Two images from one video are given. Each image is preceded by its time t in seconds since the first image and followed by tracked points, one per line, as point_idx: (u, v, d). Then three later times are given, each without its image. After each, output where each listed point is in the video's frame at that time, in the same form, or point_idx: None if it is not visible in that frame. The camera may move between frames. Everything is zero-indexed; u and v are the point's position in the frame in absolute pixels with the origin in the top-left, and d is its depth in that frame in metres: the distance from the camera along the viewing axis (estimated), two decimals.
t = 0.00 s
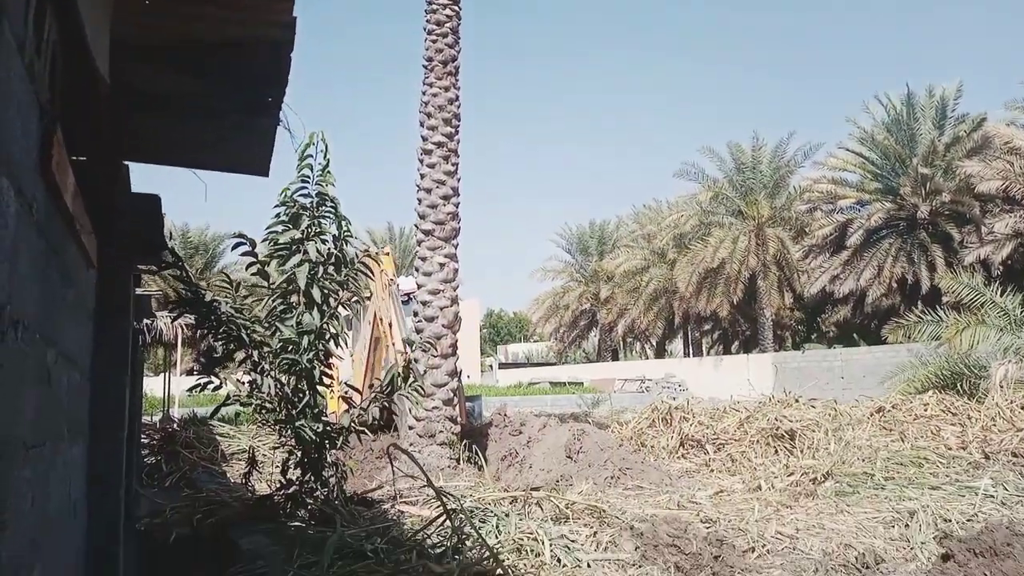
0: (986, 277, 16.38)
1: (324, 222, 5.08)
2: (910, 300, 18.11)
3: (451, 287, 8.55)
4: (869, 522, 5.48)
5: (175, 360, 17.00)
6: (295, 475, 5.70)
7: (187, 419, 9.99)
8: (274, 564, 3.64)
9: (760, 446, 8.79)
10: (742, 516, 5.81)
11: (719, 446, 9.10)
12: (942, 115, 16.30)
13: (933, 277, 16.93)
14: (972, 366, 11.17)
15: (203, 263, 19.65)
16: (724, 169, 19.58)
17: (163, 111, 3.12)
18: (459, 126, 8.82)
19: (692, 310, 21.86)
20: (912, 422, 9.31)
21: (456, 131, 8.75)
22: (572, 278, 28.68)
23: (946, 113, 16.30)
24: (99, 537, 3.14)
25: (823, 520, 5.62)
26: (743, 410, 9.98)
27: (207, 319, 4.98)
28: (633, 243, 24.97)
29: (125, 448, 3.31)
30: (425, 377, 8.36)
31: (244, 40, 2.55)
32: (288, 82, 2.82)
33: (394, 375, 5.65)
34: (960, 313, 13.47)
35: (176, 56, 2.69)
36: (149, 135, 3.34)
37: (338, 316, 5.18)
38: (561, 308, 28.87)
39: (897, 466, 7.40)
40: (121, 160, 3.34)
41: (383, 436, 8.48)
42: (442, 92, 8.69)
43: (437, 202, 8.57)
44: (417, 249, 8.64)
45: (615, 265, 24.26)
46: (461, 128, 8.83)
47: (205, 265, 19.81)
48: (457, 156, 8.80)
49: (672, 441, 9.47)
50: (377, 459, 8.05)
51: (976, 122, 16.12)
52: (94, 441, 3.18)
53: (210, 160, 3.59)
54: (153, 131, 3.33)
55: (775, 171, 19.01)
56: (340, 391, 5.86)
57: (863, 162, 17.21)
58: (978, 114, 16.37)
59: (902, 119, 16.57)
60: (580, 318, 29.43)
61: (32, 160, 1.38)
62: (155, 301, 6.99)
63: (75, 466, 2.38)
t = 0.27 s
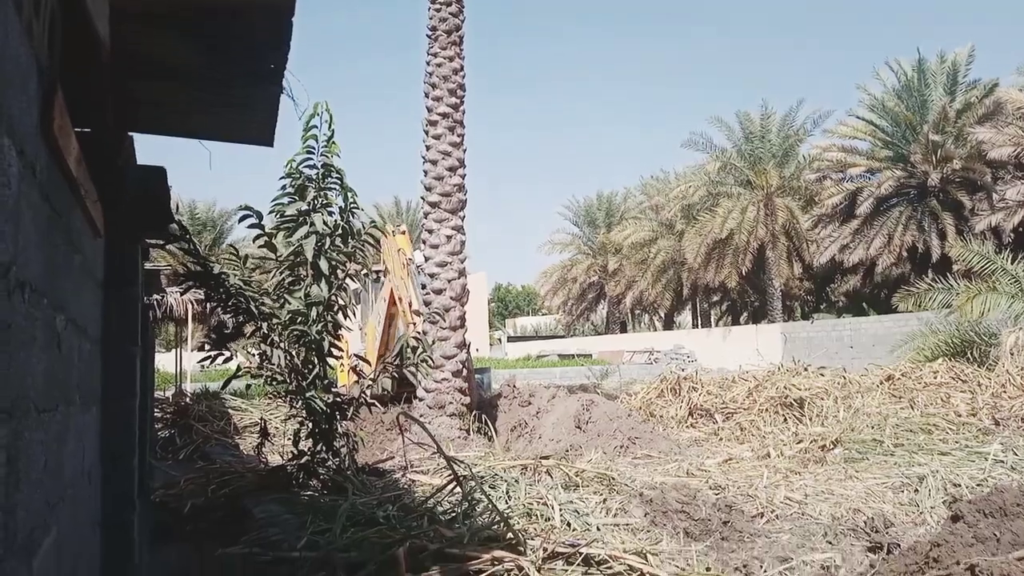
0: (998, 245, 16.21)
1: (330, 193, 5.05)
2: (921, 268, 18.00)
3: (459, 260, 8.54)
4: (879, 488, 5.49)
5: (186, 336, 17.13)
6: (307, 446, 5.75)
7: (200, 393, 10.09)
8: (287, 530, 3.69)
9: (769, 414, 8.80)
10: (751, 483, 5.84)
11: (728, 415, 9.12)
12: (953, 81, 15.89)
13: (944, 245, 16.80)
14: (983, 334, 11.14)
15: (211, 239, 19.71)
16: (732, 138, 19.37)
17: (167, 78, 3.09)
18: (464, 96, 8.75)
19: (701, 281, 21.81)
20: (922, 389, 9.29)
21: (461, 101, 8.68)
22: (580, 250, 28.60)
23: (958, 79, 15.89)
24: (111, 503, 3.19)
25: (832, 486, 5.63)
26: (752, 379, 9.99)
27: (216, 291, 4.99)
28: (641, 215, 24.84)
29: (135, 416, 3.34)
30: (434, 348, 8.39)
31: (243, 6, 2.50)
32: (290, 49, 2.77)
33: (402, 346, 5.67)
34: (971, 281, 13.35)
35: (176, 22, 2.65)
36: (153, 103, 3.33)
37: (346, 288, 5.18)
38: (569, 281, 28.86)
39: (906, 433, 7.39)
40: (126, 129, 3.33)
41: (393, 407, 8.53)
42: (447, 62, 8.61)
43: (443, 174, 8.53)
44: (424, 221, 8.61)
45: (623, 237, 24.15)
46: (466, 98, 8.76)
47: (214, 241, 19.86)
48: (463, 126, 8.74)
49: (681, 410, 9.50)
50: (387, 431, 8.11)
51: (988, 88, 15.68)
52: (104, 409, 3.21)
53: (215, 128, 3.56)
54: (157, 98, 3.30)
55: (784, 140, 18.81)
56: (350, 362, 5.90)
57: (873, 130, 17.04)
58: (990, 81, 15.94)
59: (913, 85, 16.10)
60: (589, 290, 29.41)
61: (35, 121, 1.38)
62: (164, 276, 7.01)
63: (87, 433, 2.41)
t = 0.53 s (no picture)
0: (1004, 237, 16.15)
1: (334, 174, 5.04)
2: (926, 261, 17.94)
3: (463, 244, 8.53)
4: (880, 477, 5.49)
5: (191, 317, 17.19)
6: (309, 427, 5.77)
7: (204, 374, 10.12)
8: (289, 509, 3.72)
9: (771, 403, 8.80)
10: (752, 470, 5.85)
11: (731, 404, 9.13)
12: (963, 72, 16.02)
13: (950, 238, 16.73)
14: (987, 329, 11.30)
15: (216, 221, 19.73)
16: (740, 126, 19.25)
17: (171, 55, 3.05)
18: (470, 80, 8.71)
19: (705, 271, 21.78)
20: (925, 380, 9.30)
21: (467, 85, 8.64)
22: (585, 238, 28.57)
23: (968, 70, 16.01)
24: (114, 481, 3.19)
25: (833, 474, 5.64)
26: (755, 368, 9.99)
27: (219, 271, 4.98)
28: (647, 203, 24.78)
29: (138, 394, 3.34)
30: (437, 333, 8.39)
31: None
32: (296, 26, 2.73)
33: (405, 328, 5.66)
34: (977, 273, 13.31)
35: None
36: (158, 82, 3.31)
37: (349, 270, 5.18)
38: (573, 268, 28.83)
39: (908, 424, 7.39)
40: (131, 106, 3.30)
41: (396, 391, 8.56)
42: (454, 46, 8.57)
43: (449, 158, 8.51)
44: (429, 206, 8.59)
45: (628, 226, 24.11)
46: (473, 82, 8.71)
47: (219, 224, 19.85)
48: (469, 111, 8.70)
49: (683, 398, 9.51)
50: (390, 414, 8.14)
51: (999, 79, 15.74)
52: (107, 386, 3.21)
53: (222, 107, 3.53)
54: (162, 75, 3.26)
55: (792, 129, 18.70)
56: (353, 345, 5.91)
57: (882, 120, 16.87)
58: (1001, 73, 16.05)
59: (923, 75, 16.15)
60: (593, 278, 29.42)
61: (38, 90, 1.37)
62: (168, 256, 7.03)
63: (90, 408, 2.40)
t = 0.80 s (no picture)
0: None
1: (348, 149, 5.02)
2: (946, 239, 17.73)
3: (477, 221, 8.50)
4: (897, 453, 5.47)
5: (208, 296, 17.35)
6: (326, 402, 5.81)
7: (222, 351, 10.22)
8: (308, 481, 3.76)
9: (787, 381, 8.77)
10: (768, 446, 5.84)
11: (746, 381, 9.10)
12: (985, 46, 15.52)
13: (971, 215, 16.51)
14: (1006, 305, 11.16)
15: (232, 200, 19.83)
16: (757, 102, 18.98)
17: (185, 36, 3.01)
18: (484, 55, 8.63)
19: (721, 249, 21.64)
20: (943, 358, 9.23)
21: (481, 61, 8.56)
22: (599, 216, 28.43)
23: (989, 44, 15.50)
24: (134, 451, 3.23)
25: (849, 450, 5.62)
26: (771, 346, 9.95)
27: (236, 246, 4.99)
28: (662, 181, 24.58)
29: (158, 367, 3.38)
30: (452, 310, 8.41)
31: None
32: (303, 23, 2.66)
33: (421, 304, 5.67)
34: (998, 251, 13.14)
35: None
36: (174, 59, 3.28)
37: (365, 246, 5.18)
38: (588, 247, 28.74)
39: (925, 401, 7.34)
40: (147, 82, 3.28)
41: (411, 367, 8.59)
42: (467, 20, 8.48)
43: (463, 134, 8.47)
44: (443, 182, 8.56)
45: (643, 204, 23.95)
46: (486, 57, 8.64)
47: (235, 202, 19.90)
48: (483, 86, 8.63)
49: (699, 375, 9.49)
50: (406, 390, 8.18)
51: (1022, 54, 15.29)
52: (127, 359, 3.24)
53: (238, 83, 3.50)
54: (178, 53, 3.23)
55: (810, 106, 18.39)
56: (369, 320, 5.93)
57: (902, 95, 16.59)
58: None
59: (943, 50, 15.73)
60: (608, 257, 29.32)
61: (52, 54, 1.35)
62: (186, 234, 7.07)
63: (110, 380, 2.42)
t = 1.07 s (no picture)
0: None
1: (384, 137, 5.05)
2: (989, 233, 17.28)
3: (511, 211, 8.50)
4: (936, 449, 5.36)
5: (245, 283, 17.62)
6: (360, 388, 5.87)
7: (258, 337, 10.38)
8: (342, 463, 3.82)
9: (823, 375, 8.64)
10: (803, 440, 5.77)
11: (781, 375, 8.99)
12: None
13: (1016, 209, 16.07)
14: None
15: (268, 189, 20.09)
16: (796, 93, 18.65)
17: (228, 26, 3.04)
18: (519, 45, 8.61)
19: (756, 242, 21.36)
20: (984, 354, 9.02)
21: (516, 50, 8.54)
22: (632, 209, 28.25)
23: None
24: (175, 430, 3.30)
25: (886, 446, 5.54)
26: (806, 340, 9.81)
27: (273, 234, 5.03)
28: (697, 173, 24.32)
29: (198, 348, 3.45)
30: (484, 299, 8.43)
31: None
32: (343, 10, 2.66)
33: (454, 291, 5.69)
34: None
35: None
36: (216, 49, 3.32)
37: (400, 234, 5.22)
38: (620, 239, 28.57)
39: (966, 397, 7.18)
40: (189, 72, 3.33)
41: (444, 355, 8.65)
42: (502, 10, 8.47)
43: (497, 124, 8.46)
44: (477, 172, 8.57)
45: (677, 196, 23.74)
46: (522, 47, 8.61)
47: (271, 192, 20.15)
48: (518, 76, 8.62)
49: (732, 368, 9.40)
50: (438, 378, 8.23)
51: None
52: (169, 340, 3.31)
53: (279, 72, 3.53)
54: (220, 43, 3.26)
55: (850, 96, 17.99)
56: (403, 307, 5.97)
57: (945, 86, 16.22)
58: None
59: (990, 40, 15.33)
60: (640, 249, 29.14)
61: (102, 36, 1.38)
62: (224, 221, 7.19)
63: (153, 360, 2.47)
